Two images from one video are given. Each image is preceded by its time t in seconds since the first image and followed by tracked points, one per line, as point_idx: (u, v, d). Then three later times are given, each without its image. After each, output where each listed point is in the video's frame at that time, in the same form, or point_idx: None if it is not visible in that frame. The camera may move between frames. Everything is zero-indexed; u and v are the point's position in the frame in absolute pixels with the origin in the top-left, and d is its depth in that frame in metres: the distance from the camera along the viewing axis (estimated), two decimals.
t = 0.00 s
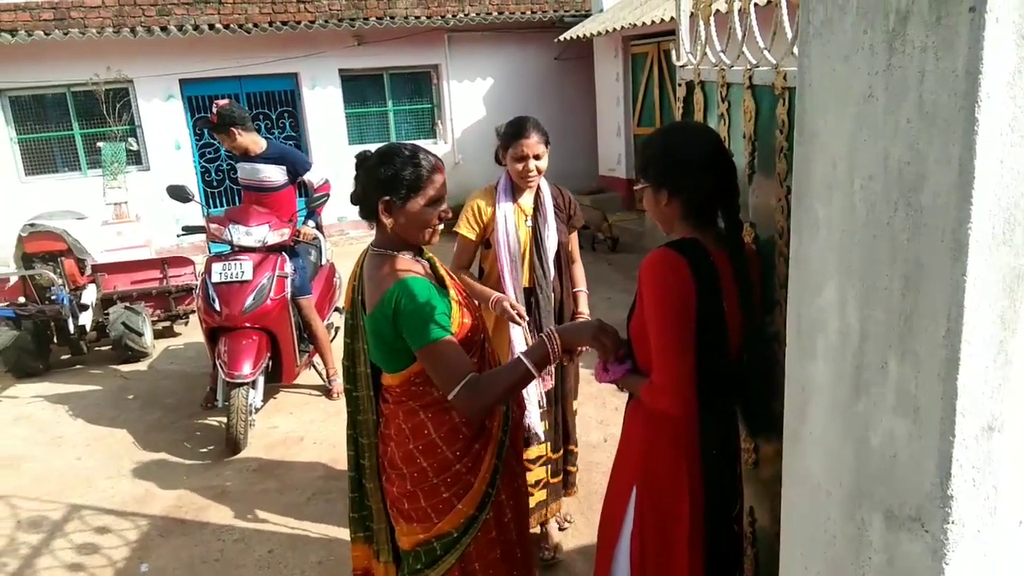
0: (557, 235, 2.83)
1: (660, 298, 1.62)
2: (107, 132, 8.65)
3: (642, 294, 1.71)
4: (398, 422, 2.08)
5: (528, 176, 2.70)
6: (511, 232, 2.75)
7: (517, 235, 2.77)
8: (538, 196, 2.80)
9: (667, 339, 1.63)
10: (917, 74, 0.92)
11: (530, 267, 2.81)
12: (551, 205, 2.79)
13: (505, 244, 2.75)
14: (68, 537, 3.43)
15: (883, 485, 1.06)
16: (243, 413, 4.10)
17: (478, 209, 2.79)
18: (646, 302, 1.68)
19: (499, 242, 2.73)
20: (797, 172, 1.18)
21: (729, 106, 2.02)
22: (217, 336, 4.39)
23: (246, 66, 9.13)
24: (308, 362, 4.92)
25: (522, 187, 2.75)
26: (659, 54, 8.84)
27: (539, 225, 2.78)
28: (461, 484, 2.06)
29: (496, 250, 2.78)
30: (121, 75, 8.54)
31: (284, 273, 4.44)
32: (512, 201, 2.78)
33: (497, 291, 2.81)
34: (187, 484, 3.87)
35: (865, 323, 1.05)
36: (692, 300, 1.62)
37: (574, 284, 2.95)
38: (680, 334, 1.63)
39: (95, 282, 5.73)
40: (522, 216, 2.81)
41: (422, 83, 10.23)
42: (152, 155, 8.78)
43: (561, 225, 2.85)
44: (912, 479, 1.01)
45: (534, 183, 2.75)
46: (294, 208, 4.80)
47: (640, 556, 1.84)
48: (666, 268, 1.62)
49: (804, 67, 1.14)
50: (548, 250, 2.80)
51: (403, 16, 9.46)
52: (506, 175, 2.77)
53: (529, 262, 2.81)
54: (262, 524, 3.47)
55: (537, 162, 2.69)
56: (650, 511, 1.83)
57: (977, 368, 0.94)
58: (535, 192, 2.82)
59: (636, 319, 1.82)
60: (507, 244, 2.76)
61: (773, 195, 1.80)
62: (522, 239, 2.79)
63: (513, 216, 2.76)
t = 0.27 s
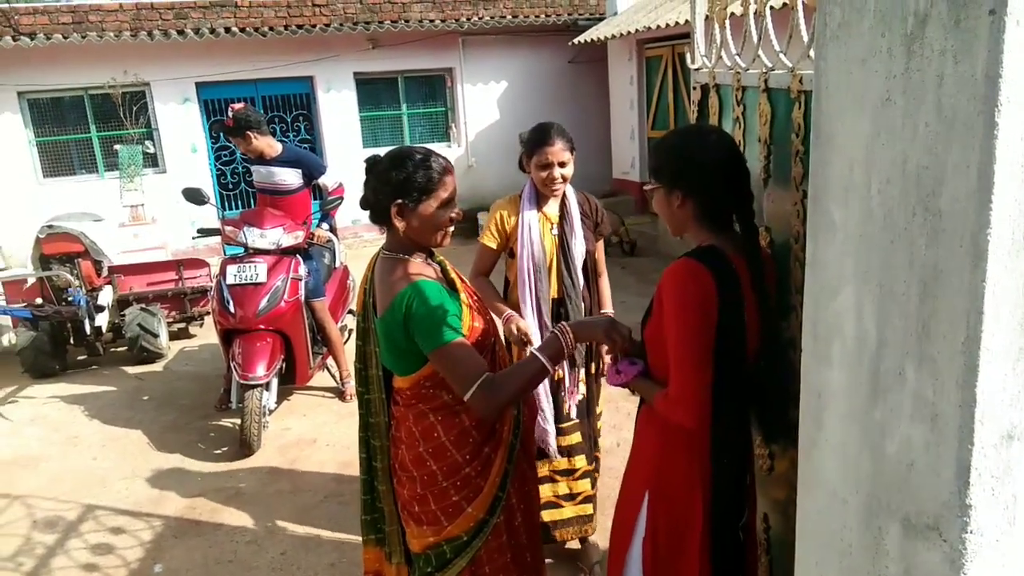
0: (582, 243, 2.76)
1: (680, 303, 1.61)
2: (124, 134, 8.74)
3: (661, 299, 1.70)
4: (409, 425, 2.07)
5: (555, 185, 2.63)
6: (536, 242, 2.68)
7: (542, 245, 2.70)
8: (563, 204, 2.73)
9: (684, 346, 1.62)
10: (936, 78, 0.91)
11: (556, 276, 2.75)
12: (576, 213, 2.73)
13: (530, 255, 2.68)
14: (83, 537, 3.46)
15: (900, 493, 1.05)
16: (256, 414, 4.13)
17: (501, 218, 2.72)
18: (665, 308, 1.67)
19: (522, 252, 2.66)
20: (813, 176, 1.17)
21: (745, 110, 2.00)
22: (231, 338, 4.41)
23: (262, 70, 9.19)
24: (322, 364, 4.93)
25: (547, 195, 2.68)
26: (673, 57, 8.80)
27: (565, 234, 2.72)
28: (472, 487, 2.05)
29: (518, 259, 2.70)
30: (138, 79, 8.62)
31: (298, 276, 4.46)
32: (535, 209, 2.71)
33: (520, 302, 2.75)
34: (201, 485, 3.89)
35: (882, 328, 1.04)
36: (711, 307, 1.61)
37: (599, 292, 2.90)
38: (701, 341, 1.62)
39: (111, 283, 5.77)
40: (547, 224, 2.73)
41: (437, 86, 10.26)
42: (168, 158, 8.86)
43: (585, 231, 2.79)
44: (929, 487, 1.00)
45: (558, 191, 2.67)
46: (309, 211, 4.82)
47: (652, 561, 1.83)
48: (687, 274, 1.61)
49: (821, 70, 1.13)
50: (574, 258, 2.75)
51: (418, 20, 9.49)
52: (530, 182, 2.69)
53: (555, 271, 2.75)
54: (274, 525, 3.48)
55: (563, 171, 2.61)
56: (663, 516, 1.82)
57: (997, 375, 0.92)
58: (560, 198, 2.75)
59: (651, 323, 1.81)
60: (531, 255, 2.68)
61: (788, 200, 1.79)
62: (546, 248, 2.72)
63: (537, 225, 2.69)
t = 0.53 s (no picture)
0: (606, 250, 2.67)
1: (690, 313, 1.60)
2: (136, 138, 8.80)
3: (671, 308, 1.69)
4: (414, 430, 2.07)
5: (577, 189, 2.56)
6: (557, 248, 2.61)
7: (564, 251, 2.63)
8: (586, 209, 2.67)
9: (693, 356, 1.61)
10: (948, 86, 0.91)
11: (579, 284, 2.67)
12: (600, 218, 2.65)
13: (551, 261, 2.60)
14: (91, 538, 3.48)
15: (910, 504, 1.04)
16: (264, 417, 4.14)
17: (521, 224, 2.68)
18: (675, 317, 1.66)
19: (542, 259, 2.59)
20: (825, 183, 1.17)
21: (756, 116, 2.00)
22: (239, 341, 4.42)
23: (274, 74, 9.25)
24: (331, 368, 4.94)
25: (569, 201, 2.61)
26: (684, 64, 8.79)
27: (588, 239, 2.64)
28: (477, 493, 2.05)
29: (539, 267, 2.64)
30: (151, 83, 8.68)
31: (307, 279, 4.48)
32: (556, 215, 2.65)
33: (541, 310, 2.68)
34: (209, 487, 3.90)
35: (892, 338, 1.03)
36: (722, 316, 1.60)
37: (628, 303, 2.78)
38: (710, 350, 1.61)
39: (122, 285, 5.81)
40: (569, 231, 2.67)
41: (448, 91, 10.30)
42: (180, 161, 8.92)
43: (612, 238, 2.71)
44: (939, 498, 0.99)
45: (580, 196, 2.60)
46: (319, 215, 4.84)
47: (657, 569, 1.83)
48: (699, 283, 1.61)
49: (833, 78, 1.13)
50: (597, 265, 2.65)
51: (429, 25, 9.53)
52: (552, 189, 2.64)
53: (578, 278, 2.66)
54: (282, 528, 3.48)
55: (584, 175, 2.54)
56: (669, 525, 1.81)
57: (1009, 387, 0.92)
58: (583, 204, 2.68)
59: (659, 330, 1.80)
60: (552, 262, 2.62)
61: (799, 207, 1.78)
62: (569, 254, 2.65)
63: (559, 231, 2.63)
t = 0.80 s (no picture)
0: (619, 260, 2.60)
1: (701, 322, 1.59)
2: (145, 145, 8.85)
3: (681, 316, 1.68)
4: (418, 437, 2.07)
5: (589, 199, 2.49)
6: (566, 259, 2.56)
7: (573, 261, 2.58)
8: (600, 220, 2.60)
9: (704, 366, 1.59)
10: (955, 91, 0.91)
11: (588, 294, 2.62)
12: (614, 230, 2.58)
13: (558, 270, 2.56)
14: (100, 544, 3.49)
15: (919, 509, 1.03)
16: (273, 423, 4.15)
17: (532, 231, 2.66)
18: (687, 327, 1.64)
19: (551, 270, 2.55)
20: (831, 187, 1.17)
21: (762, 121, 1.99)
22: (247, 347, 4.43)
23: (281, 81, 9.29)
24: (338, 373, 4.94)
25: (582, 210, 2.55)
26: (690, 68, 8.77)
27: (599, 249, 2.58)
28: (482, 499, 2.05)
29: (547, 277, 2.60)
30: (159, 90, 8.74)
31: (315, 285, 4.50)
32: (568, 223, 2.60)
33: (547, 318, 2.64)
34: (217, 493, 3.91)
35: (901, 342, 1.03)
36: (734, 325, 1.59)
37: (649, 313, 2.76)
38: (721, 360, 1.59)
39: (131, 292, 5.84)
40: (581, 239, 2.61)
41: (454, 97, 10.33)
42: (188, 168, 8.97)
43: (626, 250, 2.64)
44: (949, 504, 0.99)
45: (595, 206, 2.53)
46: (326, 221, 4.86)
47: None
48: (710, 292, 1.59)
49: (839, 83, 1.13)
50: (607, 276, 2.59)
51: (436, 31, 9.56)
52: (566, 197, 2.58)
53: (586, 289, 2.61)
54: (289, 534, 3.49)
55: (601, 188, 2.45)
56: (676, 532, 1.81)
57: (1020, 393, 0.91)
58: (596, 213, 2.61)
59: (666, 335, 1.79)
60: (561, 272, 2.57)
61: (806, 213, 1.78)
62: (579, 264, 2.60)
63: (569, 241, 2.57)
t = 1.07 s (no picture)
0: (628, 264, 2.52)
1: (710, 320, 1.59)
2: (154, 136, 8.88)
3: (689, 313, 1.67)
4: (420, 431, 2.07)
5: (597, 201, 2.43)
6: (572, 257, 2.52)
7: (579, 261, 2.53)
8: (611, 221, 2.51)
9: (713, 363, 1.59)
10: (974, 89, 0.90)
11: (591, 295, 2.55)
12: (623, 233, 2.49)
13: (561, 270, 2.53)
14: (106, 532, 3.51)
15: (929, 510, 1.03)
16: (278, 414, 4.16)
17: (542, 229, 2.68)
18: (695, 325, 1.64)
19: (555, 267, 2.52)
20: (845, 186, 1.16)
21: (774, 118, 1.99)
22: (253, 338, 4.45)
23: (291, 74, 9.30)
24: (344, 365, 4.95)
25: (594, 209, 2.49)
26: (700, 66, 8.73)
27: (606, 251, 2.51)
28: (485, 494, 2.06)
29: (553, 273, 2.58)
30: (169, 82, 8.75)
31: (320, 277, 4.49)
32: (579, 223, 2.55)
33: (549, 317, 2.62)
34: (223, 483, 3.93)
35: (914, 342, 1.02)
36: (743, 323, 1.58)
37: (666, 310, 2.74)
38: (729, 359, 1.59)
39: (139, 283, 5.86)
40: (591, 239, 2.55)
41: (463, 92, 10.32)
42: (197, 160, 9.00)
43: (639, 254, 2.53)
44: (960, 504, 0.98)
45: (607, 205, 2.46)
46: (333, 215, 4.86)
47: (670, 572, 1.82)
48: (719, 290, 1.59)
49: (854, 80, 1.12)
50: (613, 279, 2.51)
51: (446, 26, 9.55)
52: (580, 195, 2.54)
53: (592, 291, 2.54)
54: (295, 525, 3.50)
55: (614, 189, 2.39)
56: (680, 529, 1.81)
57: None
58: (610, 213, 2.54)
59: (674, 332, 1.79)
60: (566, 270, 2.53)
61: (818, 211, 1.77)
62: (584, 263, 2.54)
63: (578, 239, 2.53)
